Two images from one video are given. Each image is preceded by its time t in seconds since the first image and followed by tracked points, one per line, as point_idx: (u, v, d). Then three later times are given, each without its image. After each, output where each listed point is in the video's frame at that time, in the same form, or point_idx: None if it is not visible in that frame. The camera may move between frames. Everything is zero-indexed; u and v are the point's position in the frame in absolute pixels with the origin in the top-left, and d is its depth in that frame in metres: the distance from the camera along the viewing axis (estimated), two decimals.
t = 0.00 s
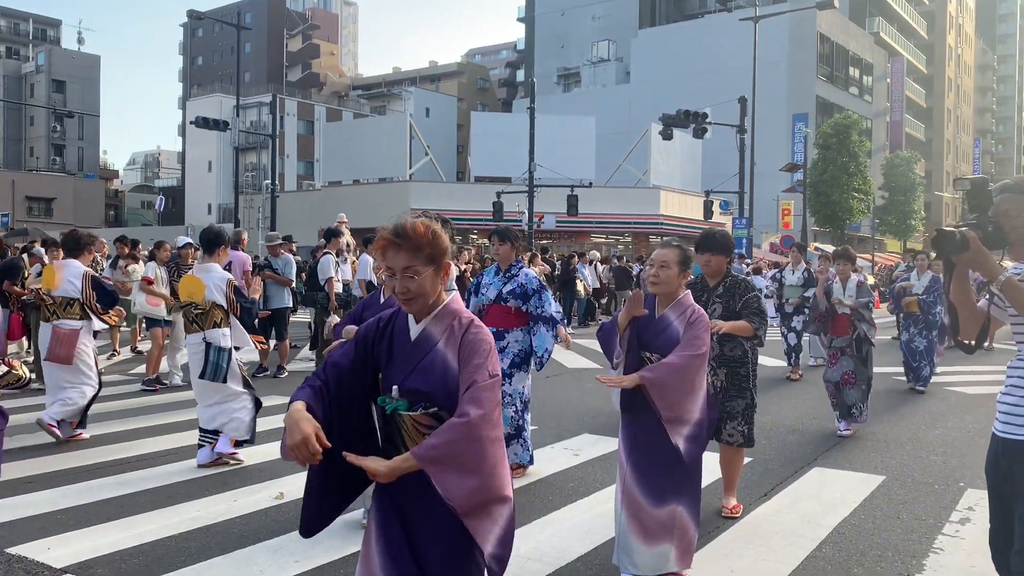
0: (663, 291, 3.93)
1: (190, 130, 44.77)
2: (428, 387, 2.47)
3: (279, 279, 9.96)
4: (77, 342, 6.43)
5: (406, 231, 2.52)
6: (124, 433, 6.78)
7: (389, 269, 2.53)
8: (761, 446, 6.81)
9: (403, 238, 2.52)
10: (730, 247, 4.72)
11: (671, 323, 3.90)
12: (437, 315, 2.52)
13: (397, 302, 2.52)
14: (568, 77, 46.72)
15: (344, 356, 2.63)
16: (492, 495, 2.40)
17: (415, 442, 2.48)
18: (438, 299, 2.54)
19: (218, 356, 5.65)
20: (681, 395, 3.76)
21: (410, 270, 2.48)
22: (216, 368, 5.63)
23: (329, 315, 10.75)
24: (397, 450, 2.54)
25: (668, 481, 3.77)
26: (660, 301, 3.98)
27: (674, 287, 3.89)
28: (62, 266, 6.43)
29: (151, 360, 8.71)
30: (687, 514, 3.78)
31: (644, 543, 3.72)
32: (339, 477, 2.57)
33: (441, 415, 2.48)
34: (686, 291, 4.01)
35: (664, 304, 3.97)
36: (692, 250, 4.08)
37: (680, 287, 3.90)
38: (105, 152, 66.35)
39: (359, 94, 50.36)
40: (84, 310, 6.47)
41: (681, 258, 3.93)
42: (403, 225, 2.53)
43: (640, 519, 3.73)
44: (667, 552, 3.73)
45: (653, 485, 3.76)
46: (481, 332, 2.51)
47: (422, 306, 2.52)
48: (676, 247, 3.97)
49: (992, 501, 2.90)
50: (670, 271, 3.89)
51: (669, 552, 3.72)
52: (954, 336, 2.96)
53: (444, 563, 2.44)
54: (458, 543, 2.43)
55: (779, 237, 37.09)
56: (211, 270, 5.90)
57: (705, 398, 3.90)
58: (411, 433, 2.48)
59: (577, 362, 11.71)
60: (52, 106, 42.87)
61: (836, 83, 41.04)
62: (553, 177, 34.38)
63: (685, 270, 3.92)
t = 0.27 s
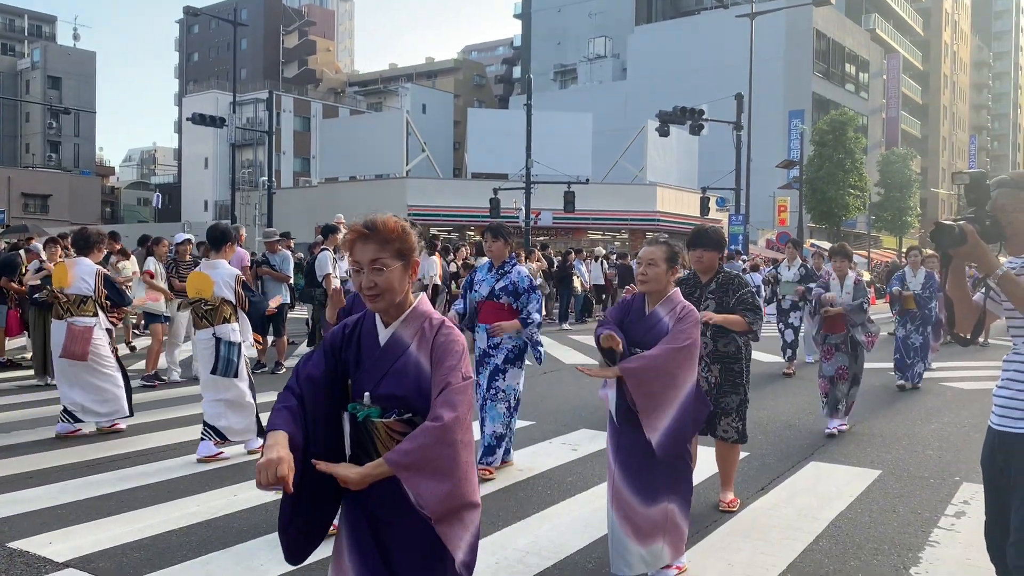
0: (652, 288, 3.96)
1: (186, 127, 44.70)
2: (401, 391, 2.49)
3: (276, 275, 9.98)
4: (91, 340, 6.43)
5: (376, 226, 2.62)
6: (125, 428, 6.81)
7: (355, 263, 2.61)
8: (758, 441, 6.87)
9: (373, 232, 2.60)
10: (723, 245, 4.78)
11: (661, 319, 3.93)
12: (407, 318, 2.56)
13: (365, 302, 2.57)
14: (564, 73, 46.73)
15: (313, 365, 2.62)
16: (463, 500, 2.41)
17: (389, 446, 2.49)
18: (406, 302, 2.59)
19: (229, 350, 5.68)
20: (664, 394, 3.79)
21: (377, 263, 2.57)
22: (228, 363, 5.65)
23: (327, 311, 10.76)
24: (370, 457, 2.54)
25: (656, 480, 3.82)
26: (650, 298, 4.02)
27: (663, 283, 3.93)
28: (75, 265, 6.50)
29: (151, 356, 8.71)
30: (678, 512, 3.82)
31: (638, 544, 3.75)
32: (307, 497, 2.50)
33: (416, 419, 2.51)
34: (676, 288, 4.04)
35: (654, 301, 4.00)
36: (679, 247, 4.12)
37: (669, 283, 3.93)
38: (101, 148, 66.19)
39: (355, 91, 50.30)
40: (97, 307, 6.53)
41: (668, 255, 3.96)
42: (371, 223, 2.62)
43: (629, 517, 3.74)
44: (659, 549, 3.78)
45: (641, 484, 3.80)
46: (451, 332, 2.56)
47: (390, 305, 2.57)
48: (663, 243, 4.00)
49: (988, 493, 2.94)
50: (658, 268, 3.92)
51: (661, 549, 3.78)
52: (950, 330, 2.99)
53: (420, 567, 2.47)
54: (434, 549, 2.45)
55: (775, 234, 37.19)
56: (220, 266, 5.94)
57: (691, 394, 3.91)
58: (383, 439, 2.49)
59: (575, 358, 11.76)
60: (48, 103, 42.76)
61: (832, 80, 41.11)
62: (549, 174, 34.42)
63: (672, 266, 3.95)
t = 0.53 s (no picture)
0: (654, 290, 3.97)
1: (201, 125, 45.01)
2: (407, 389, 2.53)
3: (291, 273, 10.06)
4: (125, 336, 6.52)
5: (384, 222, 2.69)
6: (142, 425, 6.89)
7: (361, 256, 2.66)
8: (770, 443, 6.86)
9: (381, 228, 2.66)
10: (713, 245, 4.76)
11: (663, 321, 3.94)
12: (412, 316, 2.59)
13: (370, 297, 2.61)
14: (578, 72, 46.69)
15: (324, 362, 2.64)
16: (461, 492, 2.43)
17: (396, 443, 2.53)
18: (411, 299, 2.63)
19: (253, 344, 5.76)
20: (662, 395, 3.79)
21: (383, 256, 2.62)
22: (253, 358, 5.74)
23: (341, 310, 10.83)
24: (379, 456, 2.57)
25: (658, 480, 3.85)
26: (652, 300, 4.02)
27: (665, 285, 3.94)
28: (108, 263, 6.60)
29: (169, 351, 8.82)
30: (682, 512, 3.87)
31: (640, 540, 3.80)
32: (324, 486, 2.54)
33: (422, 417, 2.55)
34: (678, 290, 4.05)
35: (657, 302, 4.00)
36: (679, 248, 4.13)
37: (670, 285, 3.94)
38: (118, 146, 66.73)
39: (370, 89, 50.46)
40: (131, 303, 6.64)
41: (670, 256, 3.98)
42: (378, 221, 2.67)
43: (632, 516, 3.79)
44: (661, 546, 3.84)
45: (642, 485, 3.83)
46: (457, 331, 2.59)
47: (395, 300, 2.61)
48: (664, 245, 4.01)
49: (996, 496, 2.93)
50: (660, 270, 3.93)
51: (664, 546, 3.85)
52: (960, 330, 2.99)
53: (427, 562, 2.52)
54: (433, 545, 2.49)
55: (790, 233, 37.01)
56: (245, 263, 5.99)
57: (691, 395, 3.93)
58: (392, 436, 2.53)
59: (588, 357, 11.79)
60: (66, 101, 43.16)
61: (848, 78, 40.84)
62: (563, 173, 34.41)
63: (675, 268, 3.97)
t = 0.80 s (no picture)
0: (673, 287, 3.95)
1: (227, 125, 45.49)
2: (449, 374, 2.57)
3: (314, 271, 10.17)
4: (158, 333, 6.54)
5: (432, 215, 2.70)
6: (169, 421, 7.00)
7: (407, 246, 2.70)
8: (792, 442, 6.81)
9: (428, 220, 2.70)
10: (729, 243, 4.73)
11: (681, 318, 3.91)
12: (454, 304, 2.63)
13: (416, 288, 2.65)
14: (602, 71, 46.49)
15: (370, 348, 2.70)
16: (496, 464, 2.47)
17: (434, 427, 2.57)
18: (453, 288, 2.67)
19: (277, 343, 5.83)
20: (678, 392, 3.77)
21: (430, 246, 2.66)
22: (277, 356, 5.81)
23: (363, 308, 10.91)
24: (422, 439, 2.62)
25: (675, 477, 3.82)
26: (672, 298, 4.00)
27: (684, 283, 3.92)
28: (140, 262, 6.70)
29: (195, 349, 8.90)
30: (697, 509, 3.85)
31: (655, 538, 3.76)
32: (372, 463, 2.63)
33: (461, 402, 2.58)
34: (696, 289, 4.03)
35: (676, 301, 3.98)
36: (698, 245, 4.10)
37: (688, 284, 3.92)
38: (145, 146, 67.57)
39: (393, 90, 50.69)
40: (162, 301, 6.70)
41: (689, 254, 3.96)
42: (425, 211, 2.72)
43: (646, 513, 3.77)
44: (677, 543, 3.81)
45: (656, 482, 3.79)
46: (496, 319, 2.62)
47: (439, 289, 2.64)
48: (683, 243, 3.99)
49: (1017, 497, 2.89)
50: (679, 267, 3.91)
51: (681, 543, 3.82)
52: (976, 331, 2.93)
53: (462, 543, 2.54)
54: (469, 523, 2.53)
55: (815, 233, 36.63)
56: (270, 262, 6.02)
57: (710, 392, 3.90)
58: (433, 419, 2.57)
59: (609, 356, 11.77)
60: (95, 102, 43.82)
61: (876, 77, 40.31)
62: (586, 172, 34.34)
63: (693, 266, 3.94)
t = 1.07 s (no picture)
0: (692, 286, 4.01)
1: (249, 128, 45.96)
2: (488, 364, 2.68)
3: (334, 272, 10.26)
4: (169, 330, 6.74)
5: (475, 215, 2.84)
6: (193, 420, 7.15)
7: (453, 246, 2.83)
8: (808, 443, 6.82)
9: (473, 222, 2.83)
10: (764, 242, 4.78)
11: (701, 316, 3.96)
12: (495, 300, 2.73)
13: (460, 285, 2.78)
14: (621, 71, 46.40)
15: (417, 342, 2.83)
16: (532, 445, 2.59)
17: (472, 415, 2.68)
18: (494, 285, 2.77)
19: (285, 344, 5.91)
20: (700, 389, 3.82)
21: (475, 246, 2.78)
22: (283, 356, 5.87)
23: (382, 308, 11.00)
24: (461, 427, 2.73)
25: (691, 471, 3.87)
26: (692, 296, 4.05)
27: (703, 281, 3.97)
28: (153, 260, 6.89)
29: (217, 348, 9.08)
30: (710, 505, 3.89)
31: (669, 532, 3.83)
32: (418, 449, 2.75)
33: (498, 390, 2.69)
34: (716, 288, 4.08)
35: (696, 298, 4.04)
36: (718, 245, 4.16)
37: (708, 281, 3.97)
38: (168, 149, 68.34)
39: (413, 91, 50.98)
40: (176, 298, 6.87)
41: (708, 252, 4.01)
42: (471, 213, 2.84)
43: (662, 507, 3.83)
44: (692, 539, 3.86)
45: (673, 476, 3.86)
46: (533, 314, 2.72)
47: (483, 286, 2.76)
48: (701, 243, 4.05)
49: None
50: (697, 267, 3.97)
51: (695, 540, 3.87)
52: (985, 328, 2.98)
53: (496, 526, 2.65)
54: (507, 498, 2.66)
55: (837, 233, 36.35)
56: (280, 264, 6.19)
57: (730, 387, 3.96)
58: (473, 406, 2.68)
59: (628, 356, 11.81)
60: (120, 105, 44.44)
61: (899, 76, 39.94)
62: (605, 172, 34.33)
63: (712, 264, 3.99)
